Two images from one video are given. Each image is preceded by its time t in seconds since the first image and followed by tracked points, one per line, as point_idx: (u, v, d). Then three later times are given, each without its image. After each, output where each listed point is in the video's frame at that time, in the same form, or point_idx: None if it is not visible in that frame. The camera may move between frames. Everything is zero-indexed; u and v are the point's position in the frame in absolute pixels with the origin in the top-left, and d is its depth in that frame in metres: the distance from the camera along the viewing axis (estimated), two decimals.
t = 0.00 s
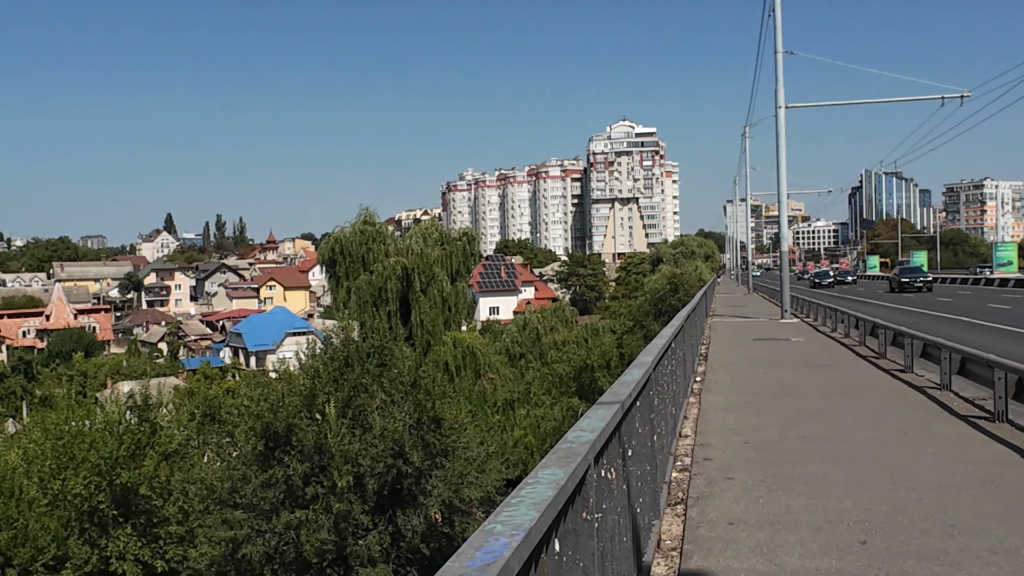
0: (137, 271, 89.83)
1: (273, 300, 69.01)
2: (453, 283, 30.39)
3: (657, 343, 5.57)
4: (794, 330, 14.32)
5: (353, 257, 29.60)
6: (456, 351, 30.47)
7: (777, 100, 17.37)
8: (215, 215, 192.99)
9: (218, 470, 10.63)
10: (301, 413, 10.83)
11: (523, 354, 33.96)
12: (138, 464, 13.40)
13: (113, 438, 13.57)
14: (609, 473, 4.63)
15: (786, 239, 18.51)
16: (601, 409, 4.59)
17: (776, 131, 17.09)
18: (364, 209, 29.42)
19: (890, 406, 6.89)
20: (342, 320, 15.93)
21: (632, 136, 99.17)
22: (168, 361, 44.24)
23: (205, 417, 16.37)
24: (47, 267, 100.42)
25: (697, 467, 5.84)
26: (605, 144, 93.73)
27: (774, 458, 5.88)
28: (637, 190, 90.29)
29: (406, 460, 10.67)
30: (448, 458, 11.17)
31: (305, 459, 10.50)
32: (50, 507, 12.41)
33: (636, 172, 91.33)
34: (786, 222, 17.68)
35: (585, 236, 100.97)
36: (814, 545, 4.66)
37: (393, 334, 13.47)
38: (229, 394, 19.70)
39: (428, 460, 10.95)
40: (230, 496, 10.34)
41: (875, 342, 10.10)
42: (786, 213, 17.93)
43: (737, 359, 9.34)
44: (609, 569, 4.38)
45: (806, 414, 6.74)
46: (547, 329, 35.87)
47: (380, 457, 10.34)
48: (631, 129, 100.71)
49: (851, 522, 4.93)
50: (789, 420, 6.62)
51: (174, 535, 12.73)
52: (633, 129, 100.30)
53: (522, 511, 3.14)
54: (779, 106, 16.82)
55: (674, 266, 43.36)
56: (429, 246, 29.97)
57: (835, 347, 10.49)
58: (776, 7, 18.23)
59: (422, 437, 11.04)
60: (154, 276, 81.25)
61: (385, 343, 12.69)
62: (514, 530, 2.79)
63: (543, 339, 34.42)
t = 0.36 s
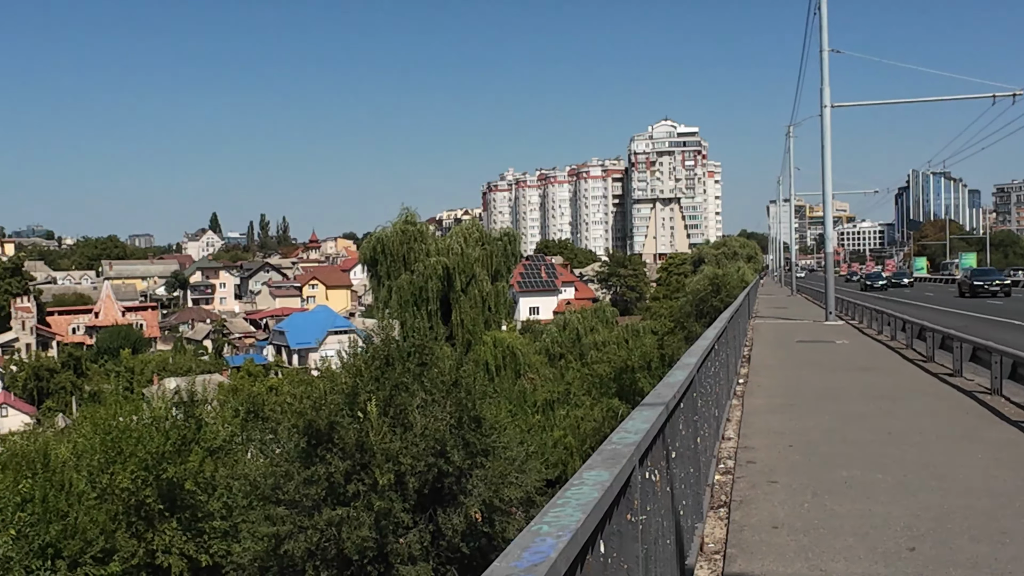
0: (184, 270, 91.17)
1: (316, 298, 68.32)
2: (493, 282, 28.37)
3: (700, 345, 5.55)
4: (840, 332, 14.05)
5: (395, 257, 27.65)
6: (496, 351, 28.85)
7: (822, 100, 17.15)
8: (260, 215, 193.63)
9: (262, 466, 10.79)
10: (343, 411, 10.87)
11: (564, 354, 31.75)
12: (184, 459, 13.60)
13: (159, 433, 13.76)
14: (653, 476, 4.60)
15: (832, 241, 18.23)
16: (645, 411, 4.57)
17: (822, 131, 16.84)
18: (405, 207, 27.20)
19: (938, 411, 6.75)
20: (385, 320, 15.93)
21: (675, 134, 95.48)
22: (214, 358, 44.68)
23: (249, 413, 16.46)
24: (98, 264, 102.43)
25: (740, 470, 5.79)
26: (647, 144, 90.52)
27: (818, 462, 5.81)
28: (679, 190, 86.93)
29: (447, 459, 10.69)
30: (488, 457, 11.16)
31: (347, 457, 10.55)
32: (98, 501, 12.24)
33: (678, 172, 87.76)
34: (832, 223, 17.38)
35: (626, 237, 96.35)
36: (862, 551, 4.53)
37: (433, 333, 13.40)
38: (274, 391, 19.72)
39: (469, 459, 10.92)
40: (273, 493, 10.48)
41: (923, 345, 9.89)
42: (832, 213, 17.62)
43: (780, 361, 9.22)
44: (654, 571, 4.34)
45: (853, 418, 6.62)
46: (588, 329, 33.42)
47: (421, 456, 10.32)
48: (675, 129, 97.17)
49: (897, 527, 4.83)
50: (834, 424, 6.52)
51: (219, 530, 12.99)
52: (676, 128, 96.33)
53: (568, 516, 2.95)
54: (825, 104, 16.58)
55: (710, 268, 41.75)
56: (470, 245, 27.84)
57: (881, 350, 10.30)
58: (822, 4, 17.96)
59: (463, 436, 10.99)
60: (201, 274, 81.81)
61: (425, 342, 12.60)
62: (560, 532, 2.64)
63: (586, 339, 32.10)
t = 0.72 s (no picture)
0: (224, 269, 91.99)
1: (354, 297, 68.55)
2: (531, 282, 27.09)
3: (741, 348, 5.57)
4: (883, 335, 13.80)
5: (433, 257, 26.60)
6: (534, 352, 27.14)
7: (866, 100, 16.87)
8: (300, 215, 194.07)
9: (302, 463, 10.91)
10: (382, 410, 10.88)
11: (602, 355, 29.78)
12: (225, 457, 13.77)
13: (201, 430, 13.94)
14: (697, 478, 4.57)
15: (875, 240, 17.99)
16: (688, 413, 4.54)
17: (866, 131, 16.58)
18: (444, 206, 26.17)
19: (985, 416, 6.63)
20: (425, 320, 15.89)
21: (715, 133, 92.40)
22: (254, 357, 44.97)
23: (289, 411, 16.52)
24: (142, 262, 104.00)
25: (783, 473, 5.75)
26: (685, 143, 87.75)
27: (862, 466, 5.74)
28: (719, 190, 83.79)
29: (485, 459, 10.65)
30: (526, 458, 11.09)
31: (385, 455, 10.59)
32: (141, 496, 12.40)
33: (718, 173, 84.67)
34: (875, 224, 17.12)
35: (666, 238, 93.03)
36: (909, 558, 4.44)
37: (472, 332, 13.31)
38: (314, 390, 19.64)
39: (507, 460, 10.87)
40: (312, 490, 10.60)
41: (970, 349, 9.71)
42: (876, 213, 17.35)
43: (823, 363, 9.11)
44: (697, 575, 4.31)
45: (895, 422, 6.54)
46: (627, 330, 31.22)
47: (459, 455, 10.34)
48: (714, 129, 94.11)
49: (945, 534, 4.73)
50: (878, 428, 6.43)
51: (259, 527, 13.19)
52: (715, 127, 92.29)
53: (615, 515, 2.92)
54: (868, 103, 16.32)
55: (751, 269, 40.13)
56: (508, 245, 26.58)
57: (926, 354, 10.11)
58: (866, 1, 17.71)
59: (501, 436, 10.91)
60: (242, 273, 80.77)
61: (463, 341, 12.46)
62: (607, 534, 2.51)
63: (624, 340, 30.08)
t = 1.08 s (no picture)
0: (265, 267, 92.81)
1: (393, 297, 68.84)
2: (568, 284, 26.63)
3: (783, 350, 5.55)
4: (927, 338, 13.49)
5: (470, 258, 26.31)
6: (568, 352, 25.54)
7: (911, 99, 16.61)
8: (339, 215, 194.74)
9: (341, 461, 11.01)
10: (420, 409, 10.88)
11: (639, 355, 27.82)
12: (266, 453, 13.85)
13: (242, 427, 14.05)
14: (739, 480, 4.53)
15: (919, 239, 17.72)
16: (731, 415, 4.50)
17: (911, 130, 16.32)
18: (483, 207, 26.14)
19: None
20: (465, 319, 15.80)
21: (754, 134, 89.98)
22: (295, 355, 45.32)
23: (327, 408, 16.49)
24: (185, 261, 105.51)
25: (824, 477, 5.70)
26: (725, 143, 85.16)
27: (906, 470, 5.65)
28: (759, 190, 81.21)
29: (523, 459, 10.60)
30: (563, 458, 11.01)
31: (423, 455, 10.62)
32: (184, 491, 12.62)
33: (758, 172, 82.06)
34: (919, 225, 16.82)
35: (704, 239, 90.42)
36: (955, 564, 4.35)
37: (510, 331, 13.19)
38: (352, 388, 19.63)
39: (544, 461, 10.79)
40: (351, 488, 10.69)
41: (1017, 352, 9.49)
42: (920, 213, 17.05)
43: (865, 366, 8.97)
44: None
45: (940, 427, 6.43)
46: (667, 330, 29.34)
47: (496, 455, 10.34)
48: (754, 128, 91.35)
49: (991, 541, 4.63)
50: (923, 433, 6.32)
51: (298, 523, 13.36)
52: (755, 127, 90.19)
53: (662, 513, 2.85)
54: (913, 102, 16.08)
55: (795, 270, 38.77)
56: (546, 245, 26.14)
57: (973, 357, 9.88)
58: None
59: (539, 436, 10.84)
60: (281, 273, 81.76)
61: (501, 341, 12.29)
62: (652, 535, 2.45)
63: (663, 339, 28.02)
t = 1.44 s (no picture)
0: (304, 266, 93.40)
1: (431, 296, 68.82)
2: (606, 284, 25.94)
3: (826, 352, 5.48)
4: (973, 340, 13.13)
5: (508, 258, 26.13)
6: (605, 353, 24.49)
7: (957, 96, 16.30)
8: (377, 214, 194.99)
9: (380, 459, 11.10)
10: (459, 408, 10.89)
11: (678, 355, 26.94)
12: (306, 451, 13.97)
13: (283, 425, 14.16)
14: (781, 483, 4.48)
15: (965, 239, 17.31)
16: (773, 417, 4.45)
17: (956, 128, 16.04)
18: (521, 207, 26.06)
19: None
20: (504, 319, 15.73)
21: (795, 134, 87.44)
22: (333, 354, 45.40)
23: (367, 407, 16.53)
24: (226, 260, 106.82)
25: (867, 481, 5.61)
26: (765, 142, 82.93)
27: (951, 475, 5.55)
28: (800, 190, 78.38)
29: (561, 459, 10.56)
30: (601, 458, 10.93)
31: (460, 453, 10.63)
32: (226, 488, 12.78)
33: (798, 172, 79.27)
34: (965, 224, 16.42)
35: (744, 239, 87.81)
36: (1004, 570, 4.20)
37: (548, 332, 13.14)
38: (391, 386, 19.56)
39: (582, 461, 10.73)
40: (389, 486, 10.80)
41: None
42: (965, 212, 16.68)
43: (908, 368, 8.83)
44: None
45: (987, 431, 6.28)
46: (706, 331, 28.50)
47: (533, 455, 10.34)
48: (795, 127, 88.96)
49: None
50: (969, 437, 6.19)
51: (338, 521, 13.44)
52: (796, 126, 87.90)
53: (707, 512, 2.78)
54: (959, 100, 15.81)
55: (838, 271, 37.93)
56: (585, 245, 25.63)
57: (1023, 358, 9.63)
58: None
59: (577, 436, 10.77)
60: (322, 272, 81.89)
61: (538, 341, 12.28)
62: (695, 537, 2.39)
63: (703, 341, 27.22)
